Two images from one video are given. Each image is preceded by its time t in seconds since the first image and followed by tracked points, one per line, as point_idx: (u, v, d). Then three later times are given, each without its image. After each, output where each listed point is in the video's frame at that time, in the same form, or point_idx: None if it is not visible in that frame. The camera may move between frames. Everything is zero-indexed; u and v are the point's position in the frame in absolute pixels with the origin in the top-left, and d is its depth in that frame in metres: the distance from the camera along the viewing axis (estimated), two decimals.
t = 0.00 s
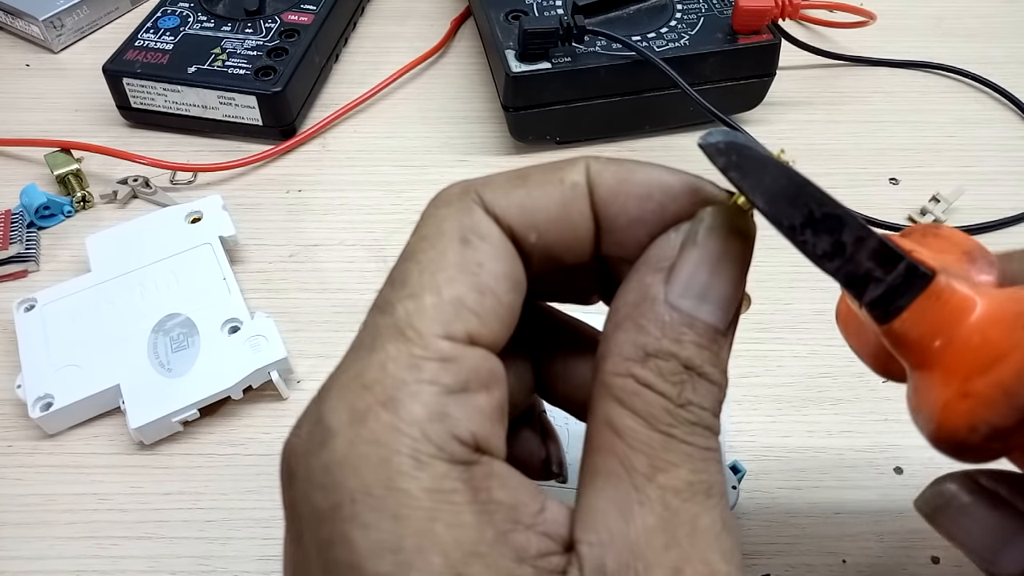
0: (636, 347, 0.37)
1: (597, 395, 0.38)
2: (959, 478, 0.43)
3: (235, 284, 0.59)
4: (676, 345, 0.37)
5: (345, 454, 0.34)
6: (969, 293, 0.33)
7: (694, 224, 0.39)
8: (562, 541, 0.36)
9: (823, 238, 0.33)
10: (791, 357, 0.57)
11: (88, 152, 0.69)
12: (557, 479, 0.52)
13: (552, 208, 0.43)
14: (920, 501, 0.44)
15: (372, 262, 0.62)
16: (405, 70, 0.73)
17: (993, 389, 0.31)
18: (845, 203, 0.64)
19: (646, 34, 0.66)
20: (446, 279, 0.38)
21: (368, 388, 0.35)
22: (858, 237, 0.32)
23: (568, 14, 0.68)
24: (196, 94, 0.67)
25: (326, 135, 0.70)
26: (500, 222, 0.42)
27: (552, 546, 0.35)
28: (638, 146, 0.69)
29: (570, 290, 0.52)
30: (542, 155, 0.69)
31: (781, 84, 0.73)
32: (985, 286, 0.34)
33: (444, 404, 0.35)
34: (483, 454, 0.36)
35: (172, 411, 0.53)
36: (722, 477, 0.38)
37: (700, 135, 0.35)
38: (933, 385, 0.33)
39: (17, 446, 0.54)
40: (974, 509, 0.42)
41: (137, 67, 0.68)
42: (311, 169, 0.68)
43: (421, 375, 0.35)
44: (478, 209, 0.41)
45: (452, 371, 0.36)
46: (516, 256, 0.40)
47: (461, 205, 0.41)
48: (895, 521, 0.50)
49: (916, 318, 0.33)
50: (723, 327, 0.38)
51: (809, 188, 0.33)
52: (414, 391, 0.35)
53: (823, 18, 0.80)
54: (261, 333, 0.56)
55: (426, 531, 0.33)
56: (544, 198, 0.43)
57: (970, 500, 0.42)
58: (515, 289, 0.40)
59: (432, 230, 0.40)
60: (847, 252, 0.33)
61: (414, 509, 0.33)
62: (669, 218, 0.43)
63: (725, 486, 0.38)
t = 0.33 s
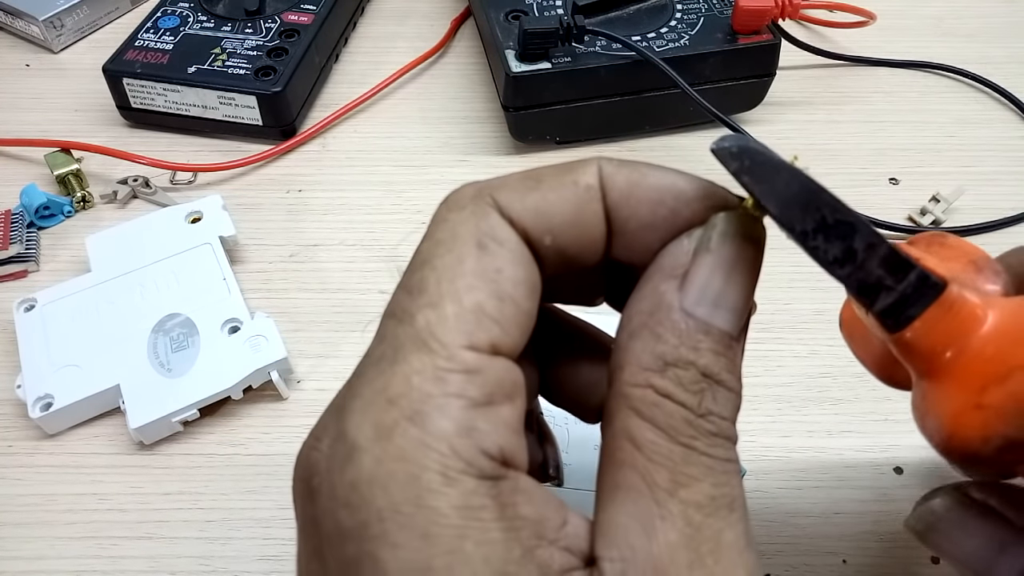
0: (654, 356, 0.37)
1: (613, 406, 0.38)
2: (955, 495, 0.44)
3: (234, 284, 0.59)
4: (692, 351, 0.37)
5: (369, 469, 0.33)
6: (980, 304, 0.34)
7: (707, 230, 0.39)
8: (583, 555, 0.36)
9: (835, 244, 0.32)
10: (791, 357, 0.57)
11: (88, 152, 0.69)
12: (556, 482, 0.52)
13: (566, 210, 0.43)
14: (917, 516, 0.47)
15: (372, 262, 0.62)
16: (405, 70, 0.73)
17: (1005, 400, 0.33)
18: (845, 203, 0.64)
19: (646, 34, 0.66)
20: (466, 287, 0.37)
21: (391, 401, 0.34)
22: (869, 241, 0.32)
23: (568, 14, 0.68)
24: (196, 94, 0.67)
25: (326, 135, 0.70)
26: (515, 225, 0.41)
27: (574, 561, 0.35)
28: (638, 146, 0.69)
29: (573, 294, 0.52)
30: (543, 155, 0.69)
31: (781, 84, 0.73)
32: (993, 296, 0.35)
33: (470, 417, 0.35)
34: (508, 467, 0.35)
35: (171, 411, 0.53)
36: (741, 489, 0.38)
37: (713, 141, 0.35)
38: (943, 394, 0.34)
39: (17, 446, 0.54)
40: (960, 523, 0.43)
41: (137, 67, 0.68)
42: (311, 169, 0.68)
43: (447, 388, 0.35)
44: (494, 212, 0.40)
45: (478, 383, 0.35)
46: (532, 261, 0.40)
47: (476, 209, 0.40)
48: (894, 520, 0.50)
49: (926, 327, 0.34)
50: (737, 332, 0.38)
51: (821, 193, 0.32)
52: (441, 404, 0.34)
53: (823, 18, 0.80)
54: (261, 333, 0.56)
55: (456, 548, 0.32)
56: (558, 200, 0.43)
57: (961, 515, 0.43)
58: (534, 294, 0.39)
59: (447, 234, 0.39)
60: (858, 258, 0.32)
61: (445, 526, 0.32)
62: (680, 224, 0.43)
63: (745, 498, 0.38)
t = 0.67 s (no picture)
0: (655, 355, 0.37)
1: (614, 406, 0.38)
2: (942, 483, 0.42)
3: (234, 284, 0.59)
4: (694, 349, 0.37)
5: (371, 470, 0.33)
6: (979, 302, 0.34)
7: (707, 227, 0.39)
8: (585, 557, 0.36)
9: (836, 239, 0.32)
10: (791, 357, 0.57)
11: (88, 152, 0.69)
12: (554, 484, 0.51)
13: (566, 206, 0.43)
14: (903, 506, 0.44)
15: (371, 262, 0.62)
16: (405, 70, 0.73)
17: (1009, 397, 0.32)
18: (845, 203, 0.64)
19: (646, 34, 0.66)
20: (466, 284, 0.37)
21: (393, 400, 0.34)
22: (869, 237, 0.32)
23: (568, 14, 0.68)
24: (196, 94, 0.67)
25: (326, 135, 0.70)
26: (515, 223, 0.41)
27: (576, 562, 0.35)
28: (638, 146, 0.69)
29: (570, 290, 0.52)
30: (542, 155, 0.69)
31: (781, 85, 0.73)
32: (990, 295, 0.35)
33: (472, 417, 0.34)
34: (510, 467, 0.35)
35: (171, 411, 0.53)
36: (743, 490, 0.38)
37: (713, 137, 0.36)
38: (943, 391, 0.34)
39: (17, 446, 0.54)
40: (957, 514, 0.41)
41: (137, 67, 0.68)
42: (311, 169, 0.68)
43: (449, 388, 0.35)
44: (494, 209, 0.40)
45: (480, 383, 0.35)
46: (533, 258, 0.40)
47: (476, 205, 0.40)
48: (894, 521, 0.50)
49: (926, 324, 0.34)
50: (738, 330, 0.38)
51: (823, 188, 0.32)
52: (443, 404, 0.34)
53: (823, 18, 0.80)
54: (261, 333, 0.56)
55: (457, 549, 0.32)
56: (558, 197, 0.43)
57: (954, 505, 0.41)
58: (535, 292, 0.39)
59: (447, 231, 0.39)
60: (860, 254, 0.32)
61: (446, 528, 0.32)
62: (680, 221, 0.43)
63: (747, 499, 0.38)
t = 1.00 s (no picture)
0: (663, 360, 0.37)
1: (623, 412, 0.38)
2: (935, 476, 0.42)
3: (234, 284, 0.59)
4: (702, 353, 0.37)
5: (384, 481, 0.33)
6: (985, 307, 0.34)
7: (713, 231, 0.39)
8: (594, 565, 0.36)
9: (849, 235, 0.32)
10: (791, 357, 0.57)
11: (88, 152, 0.69)
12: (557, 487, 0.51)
13: (573, 207, 0.43)
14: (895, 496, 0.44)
15: (372, 262, 0.62)
16: (405, 70, 0.73)
17: None
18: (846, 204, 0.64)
19: (646, 34, 0.66)
20: (475, 288, 0.37)
21: (405, 409, 0.34)
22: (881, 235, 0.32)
23: (568, 14, 0.68)
24: (195, 94, 0.67)
25: (326, 135, 0.70)
26: (523, 224, 0.41)
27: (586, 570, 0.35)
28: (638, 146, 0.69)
29: (574, 290, 0.52)
30: (543, 155, 0.69)
31: (781, 85, 0.73)
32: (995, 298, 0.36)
33: (484, 425, 0.34)
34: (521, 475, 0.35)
35: (171, 411, 0.53)
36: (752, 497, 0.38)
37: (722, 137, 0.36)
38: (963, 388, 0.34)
39: (17, 446, 0.54)
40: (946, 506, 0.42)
41: (137, 67, 0.68)
42: (311, 168, 0.68)
43: (461, 396, 0.35)
44: (501, 211, 0.40)
45: (492, 392, 0.35)
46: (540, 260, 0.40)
47: (483, 207, 0.40)
48: (894, 520, 0.50)
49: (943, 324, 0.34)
50: (746, 333, 0.38)
51: (835, 184, 0.33)
52: (455, 412, 0.34)
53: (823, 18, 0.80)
54: (261, 333, 0.56)
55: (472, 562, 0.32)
56: (565, 198, 0.43)
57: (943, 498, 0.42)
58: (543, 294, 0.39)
59: (455, 234, 0.39)
60: (872, 252, 0.32)
61: (460, 540, 0.32)
62: (686, 223, 0.43)
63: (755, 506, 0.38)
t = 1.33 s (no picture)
0: (645, 347, 0.37)
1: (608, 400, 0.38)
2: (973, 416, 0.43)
3: (234, 284, 0.59)
4: (685, 339, 0.37)
5: (359, 441, 0.34)
6: None
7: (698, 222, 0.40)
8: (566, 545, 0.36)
9: (896, 154, 0.31)
10: (794, 358, 0.57)
11: (88, 152, 0.69)
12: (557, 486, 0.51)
13: (560, 204, 0.43)
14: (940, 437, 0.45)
15: (372, 262, 0.62)
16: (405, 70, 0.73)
17: None
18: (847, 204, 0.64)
19: (646, 34, 0.66)
20: (459, 274, 0.39)
21: (385, 378, 0.36)
22: (927, 160, 0.31)
23: (568, 14, 0.68)
24: (195, 94, 0.67)
25: (326, 135, 0.70)
26: (511, 219, 0.42)
27: (557, 550, 0.36)
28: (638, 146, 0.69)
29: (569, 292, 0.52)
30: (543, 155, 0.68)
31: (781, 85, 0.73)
32: None
33: (460, 395, 0.36)
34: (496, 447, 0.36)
35: (170, 412, 0.53)
36: (734, 484, 0.38)
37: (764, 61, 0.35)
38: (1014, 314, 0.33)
39: (16, 447, 0.54)
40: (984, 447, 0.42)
41: (137, 67, 0.68)
42: (311, 169, 0.68)
43: (439, 367, 0.36)
44: (490, 204, 0.41)
45: (470, 365, 0.36)
46: (525, 250, 0.41)
47: (470, 200, 0.41)
48: (895, 521, 0.50)
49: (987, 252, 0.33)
50: (735, 324, 0.37)
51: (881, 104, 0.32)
52: (433, 382, 0.36)
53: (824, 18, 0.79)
54: (260, 333, 0.56)
55: (434, 520, 0.33)
56: (552, 194, 0.43)
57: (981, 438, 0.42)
58: (528, 282, 0.40)
59: (444, 225, 0.40)
60: (917, 171, 0.31)
61: (423, 497, 0.33)
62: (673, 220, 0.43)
63: (740, 494, 0.38)
